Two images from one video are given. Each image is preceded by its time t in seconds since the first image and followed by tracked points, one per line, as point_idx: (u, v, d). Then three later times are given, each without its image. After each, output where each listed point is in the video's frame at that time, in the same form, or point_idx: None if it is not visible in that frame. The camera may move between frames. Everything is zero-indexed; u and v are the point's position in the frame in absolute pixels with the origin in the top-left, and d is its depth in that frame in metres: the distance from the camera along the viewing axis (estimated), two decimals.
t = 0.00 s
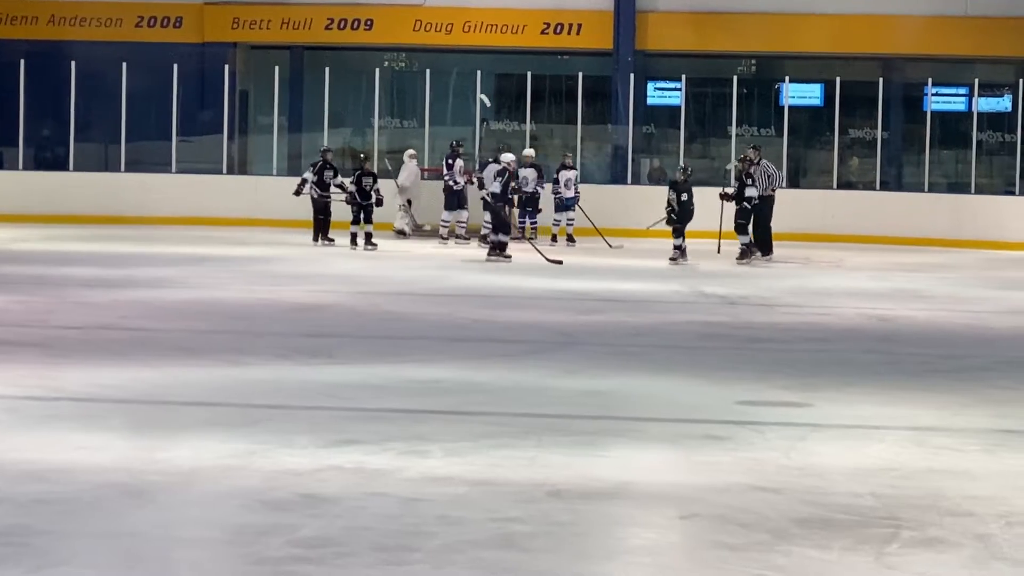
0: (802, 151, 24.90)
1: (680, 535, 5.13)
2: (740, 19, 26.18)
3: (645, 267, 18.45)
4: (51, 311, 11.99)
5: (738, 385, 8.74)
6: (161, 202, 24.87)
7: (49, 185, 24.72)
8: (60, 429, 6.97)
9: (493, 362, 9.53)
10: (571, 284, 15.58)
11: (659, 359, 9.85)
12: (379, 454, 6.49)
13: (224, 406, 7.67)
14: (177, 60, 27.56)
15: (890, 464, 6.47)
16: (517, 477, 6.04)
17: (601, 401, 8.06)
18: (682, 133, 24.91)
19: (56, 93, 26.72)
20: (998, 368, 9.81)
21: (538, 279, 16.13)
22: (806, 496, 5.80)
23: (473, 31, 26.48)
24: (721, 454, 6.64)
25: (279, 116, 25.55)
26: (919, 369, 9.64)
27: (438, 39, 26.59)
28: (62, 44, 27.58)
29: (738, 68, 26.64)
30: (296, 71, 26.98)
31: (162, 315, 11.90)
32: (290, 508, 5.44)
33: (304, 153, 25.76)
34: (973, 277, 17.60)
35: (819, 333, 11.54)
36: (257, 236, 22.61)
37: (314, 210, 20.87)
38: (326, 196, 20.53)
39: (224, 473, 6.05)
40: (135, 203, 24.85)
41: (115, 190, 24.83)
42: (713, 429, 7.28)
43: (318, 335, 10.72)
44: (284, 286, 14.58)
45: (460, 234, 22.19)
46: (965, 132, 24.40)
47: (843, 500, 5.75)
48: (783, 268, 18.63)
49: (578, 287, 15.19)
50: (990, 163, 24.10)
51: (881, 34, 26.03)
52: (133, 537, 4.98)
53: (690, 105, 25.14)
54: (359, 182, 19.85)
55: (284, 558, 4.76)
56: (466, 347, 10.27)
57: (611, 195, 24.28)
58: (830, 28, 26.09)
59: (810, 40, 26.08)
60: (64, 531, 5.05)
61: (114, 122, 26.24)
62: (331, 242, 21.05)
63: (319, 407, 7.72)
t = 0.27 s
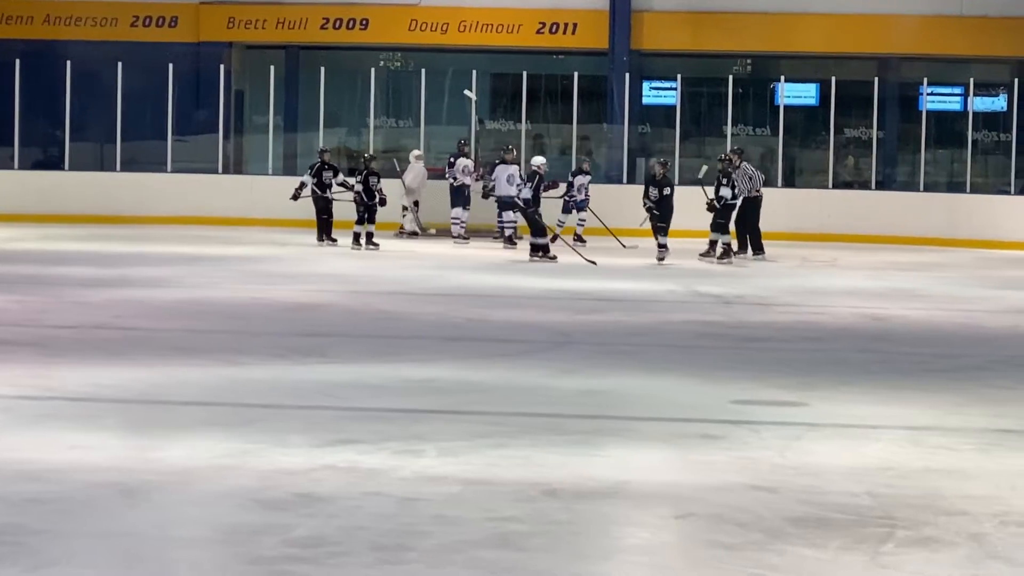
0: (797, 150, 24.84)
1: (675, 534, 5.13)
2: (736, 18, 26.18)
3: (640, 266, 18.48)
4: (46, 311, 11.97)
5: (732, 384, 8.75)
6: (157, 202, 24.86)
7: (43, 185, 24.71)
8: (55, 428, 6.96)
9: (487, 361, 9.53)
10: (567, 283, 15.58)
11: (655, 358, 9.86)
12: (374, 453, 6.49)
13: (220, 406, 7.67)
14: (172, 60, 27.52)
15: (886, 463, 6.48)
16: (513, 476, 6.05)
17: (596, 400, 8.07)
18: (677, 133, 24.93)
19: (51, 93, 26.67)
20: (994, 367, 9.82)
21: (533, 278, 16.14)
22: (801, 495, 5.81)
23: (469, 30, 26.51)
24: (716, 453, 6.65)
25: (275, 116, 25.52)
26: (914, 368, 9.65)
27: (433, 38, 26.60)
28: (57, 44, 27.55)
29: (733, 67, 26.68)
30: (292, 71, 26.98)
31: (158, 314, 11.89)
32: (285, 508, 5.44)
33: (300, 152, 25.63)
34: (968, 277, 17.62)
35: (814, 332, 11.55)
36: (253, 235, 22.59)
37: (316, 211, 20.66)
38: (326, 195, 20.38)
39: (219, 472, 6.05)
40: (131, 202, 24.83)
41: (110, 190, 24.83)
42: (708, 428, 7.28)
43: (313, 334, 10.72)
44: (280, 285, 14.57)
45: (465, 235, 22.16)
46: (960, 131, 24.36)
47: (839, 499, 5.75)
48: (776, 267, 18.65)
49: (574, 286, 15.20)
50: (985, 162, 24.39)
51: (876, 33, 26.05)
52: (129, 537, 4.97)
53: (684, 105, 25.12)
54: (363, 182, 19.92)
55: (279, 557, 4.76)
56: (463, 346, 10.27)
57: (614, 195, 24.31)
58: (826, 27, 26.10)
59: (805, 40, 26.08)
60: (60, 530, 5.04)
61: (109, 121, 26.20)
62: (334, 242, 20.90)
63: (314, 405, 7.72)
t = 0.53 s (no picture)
0: (792, 150, 24.85)
1: (671, 534, 5.13)
2: (731, 17, 26.20)
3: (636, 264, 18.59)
4: (42, 311, 11.95)
5: (728, 384, 8.75)
6: (152, 202, 24.85)
7: (38, 184, 24.69)
8: (50, 428, 6.96)
9: (483, 361, 9.54)
10: (562, 283, 15.59)
11: (652, 358, 9.87)
12: (370, 452, 6.49)
13: (216, 405, 7.66)
14: (167, 59, 27.50)
15: (882, 463, 6.48)
16: (509, 476, 6.05)
17: (592, 399, 8.07)
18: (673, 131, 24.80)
19: (46, 92, 26.66)
20: (989, 366, 9.83)
21: (529, 278, 16.14)
22: (797, 495, 5.81)
23: (464, 30, 26.52)
24: (713, 452, 6.65)
25: (270, 115, 25.50)
26: (909, 368, 9.67)
27: (429, 37, 26.62)
28: (52, 43, 27.53)
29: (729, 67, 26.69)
30: (287, 71, 26.97)
31: (153, 314, 11.88)
32: (281, 507, 5.44)
33: (295, 151, 25.74)
34: (964, 276, 17.63)
35: (810, 332, 11.56)
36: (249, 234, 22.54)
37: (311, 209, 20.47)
38: (322, 194, 20.32)
39: (215, 471, 6.04)
40: (126, 202, 24.84)
41: (106, 190, 24.84)
42: (704, 428, 7.28)
43: (309, 334, 10.72)
44: (276, 285, 14.56)
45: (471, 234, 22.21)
46: (955, 130, 24.37)
47: (835, 499, 5.75)
48: (772, 267, 18.66)
49: (570, 285, 15.21)
50: (981, 162, 24.18)
51: (872, 33, 26.07)
52: (125, 536, 4.98)
53: (681, 105, 25.20)
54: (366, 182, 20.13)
55: (275, 557, 4.76)
56: (459, 346, 10.27)
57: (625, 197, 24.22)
58: (820, 27, 26.11)
59: (801, 40, 26.10)
60: (55, 530, 5.04)
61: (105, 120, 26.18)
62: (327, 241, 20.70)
63: (310, 405, 7.72)
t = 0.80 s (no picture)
0: (788, 150, 24.90)
1: (667, 533, 5.13)
2: (728, 16, 26.23)
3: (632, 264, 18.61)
4: (37, 311, 11.93)
5: (724, 383, 8.76)
6: (149, 202, 24.84)
7: (34, 184, 24.67)
8: (45, 427, 6.95)
9: (479, 360, 9.53)
10: (559, 282, 15.59)
11: (647, 357, 9.87)
12: (366, 452, 6.49)
13: (212, 405, 7.65)
14: (163, 59, 27.48)
15: (876, 462, 6.49)
16: (505, 475, 6.04)
17: (588, 399, 8.07)
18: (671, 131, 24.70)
19: (43, 91, 26.64)
20: (984, 366, 9.83)
21: (525, 278, 16.14)
22: (793, 494, 5.81)
23: (460, 29, 26.55)
24: (709, 452, 6.65)
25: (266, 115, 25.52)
26: (905, 367, 9.67)
27: (425, 37, 26.64)
28: (48, 43, 27.52)
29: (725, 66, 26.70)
30: (284, 70, 26.96)
31: (149, 314, 11.86)
32: (276, 507, 5.43)
33: (291, 151, 25.71)
34: (960, 275, 17.63)
35: (806, 331, 11.56)
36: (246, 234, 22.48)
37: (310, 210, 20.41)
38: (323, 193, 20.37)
39: (211, 471, 6.04)
40: (123, 202, 24.82)
41: (103, 189, 24.82)
42: (700, 427, 7.28)
43: (304, 333, 10.71)
44: (272, 285, 14.54)
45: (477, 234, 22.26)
46: (951, 130, 24.38)
47: (830, 498, 5.75)
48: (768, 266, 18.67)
49: (566, 285, 15.20)
50: (977, 162, 24.16)
51: (868, 32, 26.08)
52: (120, 536, 4.97)
53: (677, 105, 25.17)
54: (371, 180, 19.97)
55: (269, 556, 4.75)
56: (454, 345, 10.27)
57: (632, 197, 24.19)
58: (817, 26, 26.12)
59: (797, 39, 26.10)
60: (50, 530, 5.03)
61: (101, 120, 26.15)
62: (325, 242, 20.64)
63: (305, 405, 7.71)
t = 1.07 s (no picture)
0: (785, 150, 24.87)
1: (665, 533, 5.13)
2: (725, 16, 26.24)
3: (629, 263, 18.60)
4: (33, 310, 11.91)
5: (721, 383, 8.75)
6: (147, 201, 24.84)
7: (31, 184, 24.66)
8: (42, 427, 6.95)
9: (476, 360, 9.53)
10: (556, 282, 15.59)
11: (645, 357, 9.86)
12: (363, 451, 6.48)
13: (209, 405, 7.65)
14: (160, 58, 27.47)
15: (873, 461, 6.50)
16: (502, 475, 6.04)
17: (585, 399, 8.07)
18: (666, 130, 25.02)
19: (40, 90, 26.62)
20: (981, 365, 9.82)
21: (522, 277, 16.13)
22: (791, 494, 5.81)
23: (457, 29, 26.57)
24: (706, 451, 6.65)
25: (263, 114, 25.50)
26: (902, 367, 9.67)
27: (422, 37, 26.66)
28: (45, 42, 27.50)
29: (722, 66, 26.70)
30: (280, 70, 26.94)
31: (145, 314, 11.84)
32: (274, 507, 5.43)
33: (288, 151, 25.51)
34: (957, 275, 17.63)
35: (802, 331, 11.56)
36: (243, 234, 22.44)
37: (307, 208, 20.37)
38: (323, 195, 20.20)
39: (208, 471, 6.03)
40: (121, 202, 24.83)
41: (100, 189, 24.83)
42: (697, 427, 7.28)
43: (301, 333, 10.70)
44: (268, 285, 14.52)
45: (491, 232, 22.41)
46: (948, 130, 24.38)
47: (827, 498, 5.75)
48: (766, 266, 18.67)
49: (563, 285, 15.20)
50: (974, 161, 24.21)
51: (865, 32, 26.08)
52: (118, 536, 4.97)
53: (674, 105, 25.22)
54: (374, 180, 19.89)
55: (266, 556, 4.75)
56: (451, 345, 10.27)
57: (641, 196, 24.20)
58: (814, 26, 26.13)
59: (795, 39, 26.11)
60: (47, 529, 5.03)
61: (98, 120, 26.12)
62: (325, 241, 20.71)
63: (302, 405, 7.71)
